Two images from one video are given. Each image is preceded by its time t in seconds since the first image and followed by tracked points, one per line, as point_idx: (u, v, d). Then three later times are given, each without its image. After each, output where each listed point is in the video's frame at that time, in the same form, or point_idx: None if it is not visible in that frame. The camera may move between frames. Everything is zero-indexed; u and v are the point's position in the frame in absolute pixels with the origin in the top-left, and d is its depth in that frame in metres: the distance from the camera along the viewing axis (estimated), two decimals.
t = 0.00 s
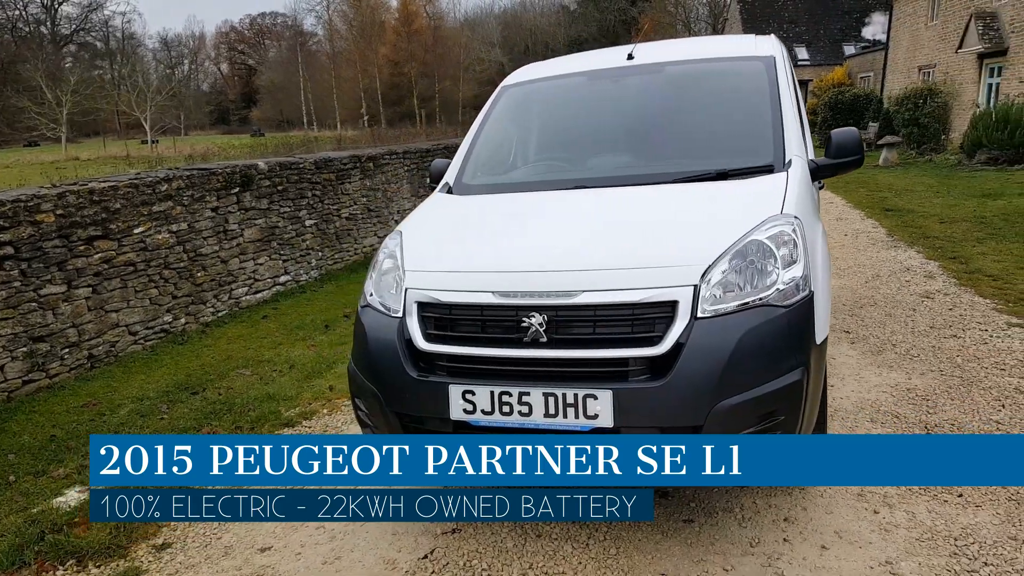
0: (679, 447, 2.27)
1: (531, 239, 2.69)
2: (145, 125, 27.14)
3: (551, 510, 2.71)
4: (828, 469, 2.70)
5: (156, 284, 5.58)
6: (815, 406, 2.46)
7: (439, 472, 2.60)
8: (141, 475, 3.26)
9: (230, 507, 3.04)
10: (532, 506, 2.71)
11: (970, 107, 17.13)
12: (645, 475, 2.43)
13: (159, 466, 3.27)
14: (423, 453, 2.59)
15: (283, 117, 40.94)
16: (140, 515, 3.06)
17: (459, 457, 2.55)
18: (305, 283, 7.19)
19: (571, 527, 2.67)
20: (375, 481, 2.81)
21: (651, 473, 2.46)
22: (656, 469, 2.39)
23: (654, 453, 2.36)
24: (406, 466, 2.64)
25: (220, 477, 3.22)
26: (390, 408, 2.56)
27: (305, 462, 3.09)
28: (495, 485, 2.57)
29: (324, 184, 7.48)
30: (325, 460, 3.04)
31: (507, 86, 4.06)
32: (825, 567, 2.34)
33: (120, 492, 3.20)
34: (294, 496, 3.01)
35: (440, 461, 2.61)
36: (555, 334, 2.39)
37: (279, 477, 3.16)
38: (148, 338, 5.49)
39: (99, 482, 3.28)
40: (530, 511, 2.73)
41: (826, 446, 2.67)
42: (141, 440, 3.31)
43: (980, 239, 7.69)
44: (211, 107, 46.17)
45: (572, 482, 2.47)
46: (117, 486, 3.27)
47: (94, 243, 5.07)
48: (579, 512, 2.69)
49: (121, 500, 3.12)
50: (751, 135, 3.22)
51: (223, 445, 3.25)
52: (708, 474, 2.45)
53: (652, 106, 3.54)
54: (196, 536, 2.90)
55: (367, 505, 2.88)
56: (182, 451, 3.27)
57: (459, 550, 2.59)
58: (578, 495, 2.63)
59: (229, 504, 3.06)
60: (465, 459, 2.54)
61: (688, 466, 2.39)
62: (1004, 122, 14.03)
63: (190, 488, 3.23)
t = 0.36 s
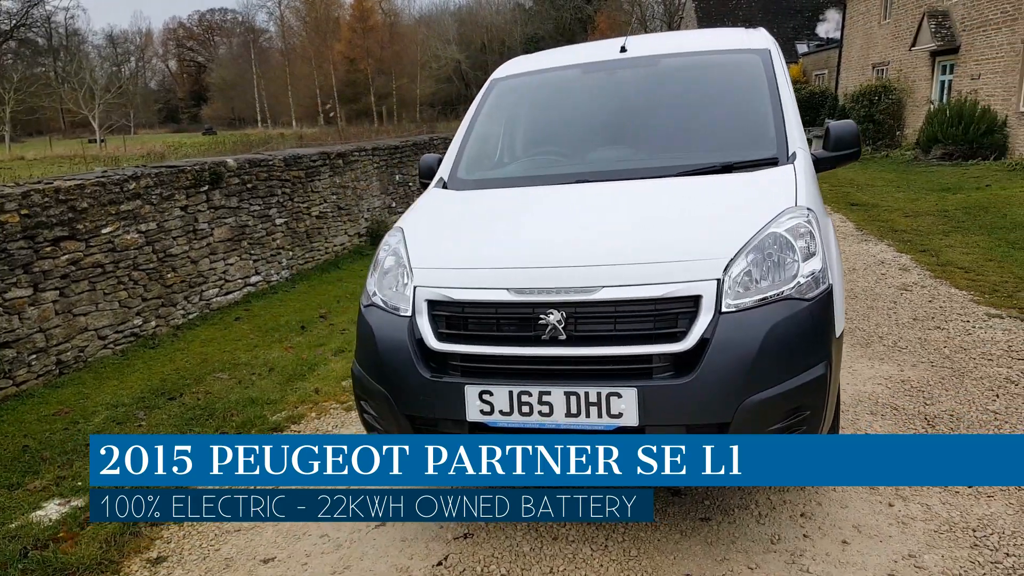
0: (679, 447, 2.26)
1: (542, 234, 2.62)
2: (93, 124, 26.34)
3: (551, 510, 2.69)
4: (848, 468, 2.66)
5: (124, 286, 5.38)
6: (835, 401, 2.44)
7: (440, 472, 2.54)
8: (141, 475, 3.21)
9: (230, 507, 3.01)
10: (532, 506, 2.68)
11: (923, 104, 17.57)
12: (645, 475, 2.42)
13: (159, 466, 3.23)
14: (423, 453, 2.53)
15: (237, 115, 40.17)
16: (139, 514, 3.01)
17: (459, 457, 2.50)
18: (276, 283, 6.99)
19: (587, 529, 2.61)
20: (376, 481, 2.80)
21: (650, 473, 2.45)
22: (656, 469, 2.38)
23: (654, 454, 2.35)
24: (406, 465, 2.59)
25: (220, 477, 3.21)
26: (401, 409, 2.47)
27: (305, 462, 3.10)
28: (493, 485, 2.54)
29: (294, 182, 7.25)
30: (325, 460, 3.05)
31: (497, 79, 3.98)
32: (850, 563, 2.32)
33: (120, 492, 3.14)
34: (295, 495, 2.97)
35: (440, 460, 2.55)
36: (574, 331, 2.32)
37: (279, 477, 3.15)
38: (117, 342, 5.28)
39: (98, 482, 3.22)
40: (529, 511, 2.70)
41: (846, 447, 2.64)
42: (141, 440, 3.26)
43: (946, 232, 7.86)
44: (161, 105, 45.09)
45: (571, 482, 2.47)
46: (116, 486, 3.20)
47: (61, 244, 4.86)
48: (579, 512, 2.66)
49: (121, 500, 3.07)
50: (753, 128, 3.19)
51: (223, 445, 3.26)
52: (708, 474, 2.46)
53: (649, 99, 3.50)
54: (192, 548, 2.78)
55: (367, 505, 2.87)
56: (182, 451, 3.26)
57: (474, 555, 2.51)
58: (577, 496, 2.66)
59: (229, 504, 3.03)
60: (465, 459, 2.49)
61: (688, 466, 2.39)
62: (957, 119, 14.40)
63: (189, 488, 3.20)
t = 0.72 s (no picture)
0: (679, 447, 2.26)
1: (553, 235, 2.59)
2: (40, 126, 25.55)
3: (551, 510, 2.66)
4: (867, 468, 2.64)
5: (95, 293, 5.20)
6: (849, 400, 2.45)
7: (440, 472, 2.51)
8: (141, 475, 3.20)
9: (230, 507, 3.02)
10: (532, 506, 2.65)
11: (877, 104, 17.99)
12: (645, 475, 2.39)
13: (159, 466, 3.22)
14: (423, 454, 2.49)
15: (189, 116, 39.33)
16: (139, 515, 3.03)
17: (459, 457, 2.46)
18: (249, 287, 6.83)
19: (602, 532, 2.58)
20: (376, 481, 2.77)
21: (650, 473, 2.42)
22: (656, 468, 2.36)
23: (654, 453, 2.33)
24: (405, 466, 2.56)
25: (220, 476, 3.20)
26: (413, 415, 2.42)
27: (306, 462, 3.06)
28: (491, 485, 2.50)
29: (265, 184, 7.11)
30: (325, 459, 3.01)
31: (487, 79, 3.93)
32: (869, 559, 2.34)
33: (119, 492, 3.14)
34: (294, 495, 2.98)
35: (440, 461, 2.52)
36: (593, 334, 2.29)
37: (279, 477, 3.12)
38: (88, 350, 5.10)
39: (98, 482, 3.19)
40: (529, 511, 2.68)
41: (867, 445, 2.64)
42: (141, 439, 3.23)
43: (910, 228, 8.05)
44: (111, 105, 43.96)
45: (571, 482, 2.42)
46: (115, 486, 3.18)
47: (29, 250, 4.67)
48: (579, 512, 2.65)
49: (121, 500, 3.09)
50: (752, 129, 3.20)
51: (223, 445, 3.22)
52: (707, 474, 2.45)
53: (645, 99, 3.49)
54: (193, 564, 2.69)
55: (367, 505, 2.85)
56: (182, 451, 3.24)
57: (491, 564, 2.47)
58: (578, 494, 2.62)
59: (229, 503, 3.03)
60: (465, 459, 2.44)
61: (688, 466, 2.37)
62: (911, 118, 14.79)
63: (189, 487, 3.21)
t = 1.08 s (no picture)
0: (679, 448, 2.31)
1: (566, 233, 2.60)
2: None
3: (551, 510, 2.68)
4: (885, 461, 2.67)
5: (67, 299, 5.05)
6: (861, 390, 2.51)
7: (439, 472, 2.54)
8: (141, 473, 3.24)
9: (230, 507, 3.02)
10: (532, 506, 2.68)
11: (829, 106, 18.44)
12: (645, 475, 2.44)
13: (159, 466, 3.25)
14: (423, 454, 2.53)
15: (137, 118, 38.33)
16: (139, 515, 3.02)
17: (459, 457, 2.49)
18: (221, 291, 6.70)
19: (620, 527, 2.60)
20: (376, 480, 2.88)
21: (651, 473, 2.47)
22: (656, 468, 2.41)
23: (654, 453, 2.39)
24: (405, 465, 2.63)
25: (220, 477, 3.23)
26: (433, 414, 2.41)
27: (306, 462, 3.09)
28: (491, 485, 2.52)
29: (236, 186, 7.00)
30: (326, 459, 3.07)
31: (478, 80, 3.93)
32: (882, 546, 2.41)
33: (118, 491, 3.16)
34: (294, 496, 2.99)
35: (439, 461, 2.55)
36: (615, 331, 2.31)
37: (279, 477, 3.15)
38: (61, 358, 4.94)
39: (99, 482, 3.25)
40: (529, 512, 2.71)
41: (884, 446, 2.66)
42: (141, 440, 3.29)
43: (870, 226, 8.29)
44: (53, 108, 42.64)
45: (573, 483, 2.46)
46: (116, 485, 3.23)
47: None
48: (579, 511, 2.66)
49: (121, 500, 3.08)
50: (749, 128, 3.26)
51: (223, 446, 3.27)
52: (708, 474, 2.45)
53: (640, 99, 3.52)
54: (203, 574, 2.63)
55: (367, 505, 2.88)
56: (182, 451, 3.27)
57: (512, 562, 2.47)
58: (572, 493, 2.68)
59: (229, 504, 3.03)
60: (465, 459, 2.47)
61: (688, 466, 2.40)
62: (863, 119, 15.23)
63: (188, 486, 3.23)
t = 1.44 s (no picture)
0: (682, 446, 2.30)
1: (575, 233, 2.62)
2: None
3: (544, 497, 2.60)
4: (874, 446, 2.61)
5: (32, 308, 4.87)
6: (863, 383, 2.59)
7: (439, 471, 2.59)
8: (140, 472, 3.37)
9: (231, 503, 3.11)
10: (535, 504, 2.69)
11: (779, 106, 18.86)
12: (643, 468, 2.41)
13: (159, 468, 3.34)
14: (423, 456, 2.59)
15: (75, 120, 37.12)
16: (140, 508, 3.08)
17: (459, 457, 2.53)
18: (187, 298, 6.54)
19: (632, 524, 2.63)
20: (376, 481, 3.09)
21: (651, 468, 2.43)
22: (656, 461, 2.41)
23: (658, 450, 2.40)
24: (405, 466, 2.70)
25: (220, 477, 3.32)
26: (449, 417, 2.41)
27: (305, 461, 3.30)
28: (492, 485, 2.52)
29: (199, 189, 6.87)
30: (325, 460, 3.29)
31: (466, 80, 3.93)
32: (887, 532, 2.48)
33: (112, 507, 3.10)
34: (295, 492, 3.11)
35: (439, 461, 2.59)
36: (631, 330, 2.34)
37: (278, 477, 3.28)
38: (27, 370, 4.77)
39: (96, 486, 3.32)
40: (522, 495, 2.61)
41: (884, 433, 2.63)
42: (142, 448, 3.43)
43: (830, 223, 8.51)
44: None
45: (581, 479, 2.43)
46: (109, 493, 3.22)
47: None
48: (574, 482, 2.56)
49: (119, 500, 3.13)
50: (739, 129, 3.33)
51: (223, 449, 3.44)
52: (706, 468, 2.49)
53: (630, 101, 3.57)
54: None
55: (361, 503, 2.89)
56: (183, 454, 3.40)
57: (529, 562, 2.48)
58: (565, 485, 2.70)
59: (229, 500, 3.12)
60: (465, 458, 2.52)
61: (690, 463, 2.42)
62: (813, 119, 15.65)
63: (185, 481, 3.26)
